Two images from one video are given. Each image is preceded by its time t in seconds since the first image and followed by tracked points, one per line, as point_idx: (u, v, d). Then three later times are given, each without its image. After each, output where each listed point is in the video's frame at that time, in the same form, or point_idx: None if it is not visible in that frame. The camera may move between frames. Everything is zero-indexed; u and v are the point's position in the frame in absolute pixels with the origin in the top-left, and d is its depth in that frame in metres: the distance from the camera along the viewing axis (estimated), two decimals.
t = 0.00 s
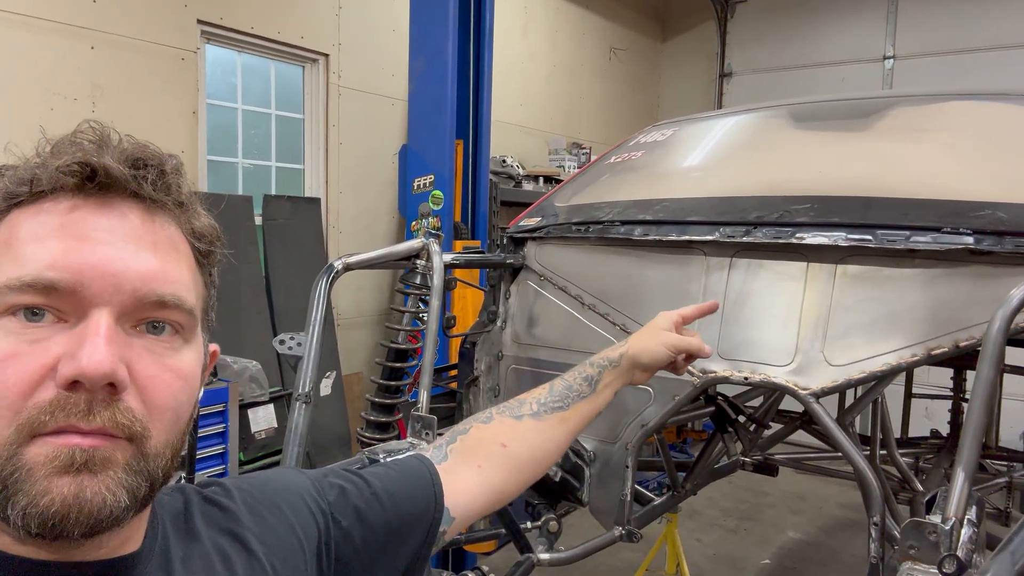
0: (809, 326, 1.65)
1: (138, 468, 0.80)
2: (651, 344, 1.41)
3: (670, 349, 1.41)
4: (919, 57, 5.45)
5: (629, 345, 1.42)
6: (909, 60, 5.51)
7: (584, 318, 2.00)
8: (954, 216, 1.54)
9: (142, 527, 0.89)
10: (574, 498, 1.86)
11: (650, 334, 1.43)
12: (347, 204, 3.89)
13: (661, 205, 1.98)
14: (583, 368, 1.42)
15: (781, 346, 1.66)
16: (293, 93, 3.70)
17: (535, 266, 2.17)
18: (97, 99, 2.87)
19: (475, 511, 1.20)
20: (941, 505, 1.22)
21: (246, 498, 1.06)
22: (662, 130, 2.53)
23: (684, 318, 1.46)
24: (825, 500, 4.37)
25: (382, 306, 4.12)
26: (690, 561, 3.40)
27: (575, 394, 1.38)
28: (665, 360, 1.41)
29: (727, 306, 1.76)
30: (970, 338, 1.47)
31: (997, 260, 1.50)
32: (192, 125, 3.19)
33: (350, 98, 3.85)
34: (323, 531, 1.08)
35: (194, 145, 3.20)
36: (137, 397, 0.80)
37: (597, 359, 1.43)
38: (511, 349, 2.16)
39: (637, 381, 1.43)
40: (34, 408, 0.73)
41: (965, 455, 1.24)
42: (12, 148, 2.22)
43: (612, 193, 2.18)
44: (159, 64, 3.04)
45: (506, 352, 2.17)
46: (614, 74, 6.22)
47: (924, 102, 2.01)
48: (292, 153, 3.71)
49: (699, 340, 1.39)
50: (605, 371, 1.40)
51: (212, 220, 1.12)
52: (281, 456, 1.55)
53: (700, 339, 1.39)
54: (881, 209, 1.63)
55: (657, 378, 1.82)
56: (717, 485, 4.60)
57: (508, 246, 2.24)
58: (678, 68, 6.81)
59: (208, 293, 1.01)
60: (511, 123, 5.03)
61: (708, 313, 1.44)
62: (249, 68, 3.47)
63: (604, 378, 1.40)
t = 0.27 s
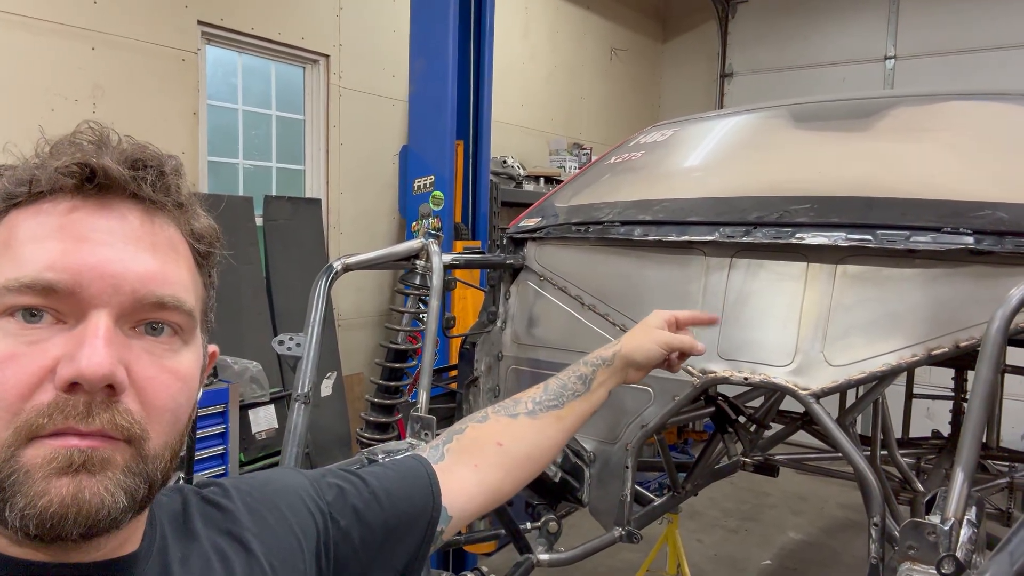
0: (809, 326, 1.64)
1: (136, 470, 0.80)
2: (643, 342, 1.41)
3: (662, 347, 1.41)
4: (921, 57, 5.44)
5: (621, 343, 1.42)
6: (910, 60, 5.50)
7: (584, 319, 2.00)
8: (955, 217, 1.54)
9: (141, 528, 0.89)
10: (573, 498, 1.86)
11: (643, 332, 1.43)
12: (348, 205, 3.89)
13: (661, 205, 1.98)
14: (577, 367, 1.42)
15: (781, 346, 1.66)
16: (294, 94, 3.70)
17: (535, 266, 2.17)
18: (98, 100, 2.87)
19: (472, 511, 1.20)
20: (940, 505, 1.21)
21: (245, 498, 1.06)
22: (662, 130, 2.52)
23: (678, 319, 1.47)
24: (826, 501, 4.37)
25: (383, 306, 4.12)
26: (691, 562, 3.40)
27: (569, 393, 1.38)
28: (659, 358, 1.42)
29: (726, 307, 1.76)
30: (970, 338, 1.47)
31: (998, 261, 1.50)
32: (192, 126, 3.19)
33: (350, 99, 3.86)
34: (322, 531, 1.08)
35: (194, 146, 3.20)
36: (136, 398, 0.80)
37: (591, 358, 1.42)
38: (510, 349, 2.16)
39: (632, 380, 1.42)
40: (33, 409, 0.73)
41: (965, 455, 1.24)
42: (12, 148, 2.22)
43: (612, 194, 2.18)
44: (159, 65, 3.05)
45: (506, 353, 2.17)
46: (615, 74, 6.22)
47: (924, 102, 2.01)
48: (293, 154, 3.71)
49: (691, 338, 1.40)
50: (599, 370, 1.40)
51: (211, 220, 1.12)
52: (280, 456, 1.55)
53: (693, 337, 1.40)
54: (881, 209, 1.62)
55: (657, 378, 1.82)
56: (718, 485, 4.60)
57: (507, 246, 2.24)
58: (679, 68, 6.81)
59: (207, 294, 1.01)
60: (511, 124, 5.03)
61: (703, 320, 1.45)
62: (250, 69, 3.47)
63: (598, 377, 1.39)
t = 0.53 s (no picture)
0: (806, 327, 1.65)
1: (132, 468, 0.80)
2: (638, 343, 1.42)
3: (658, 348, 1.42)
4: (918, 60, 5.47)
5: (618, 344, 1.43)
6: (908, 63, 5.52)
7: (582, 321, 2.00)
8: (951, 218, 1.55)
9: (139, 528, 0.89)
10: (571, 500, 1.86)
11: (639, 333, 1.44)
12: (346, 207, 3.89)
13: (659, 207, 1.98)
14: (574, 368, 1.42)
15: (778, 348, 1.66)
16: (292, 97, 3.71)
17: (533, 268, 2.18)
18: (96, 102, 2.87)
19: (469, 512, 1.20)
20: (936, 505, 1.22)
21: (242, 499, 1.06)
22: (659, 132, 2.53)
23: (674, 320, 1.47)
24: (824, 503, 4.37)
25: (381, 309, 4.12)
26: (689, 564, 3.40)
27: (565, 394, 1.38)
28: (655, 359, 1.42)
29: (724, 309, 1.76)
30: (967, 339, 1.47)
31: (994, 262, 1.50)
32: (190, 128, 3.19)
33: (349, 101, 3.86)
34: (319, 532, 1.08)
35: (193, 148, 3.20)
36: (133, 396, 0.80)
37: (587, 359, 1.43)
38: (509, 351, 2.17)
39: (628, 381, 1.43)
40: (29, 406, 0.73)
41: (961, 455, 1.24)
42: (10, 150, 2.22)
43: (610, 196, 2.18)
44: (158, 67, 3.05)
45: (504, 354, 2.18)
46: (614, 77, 6.24)
47: (921, 104, 2.01)
48: (291, 156, 3.71)
49: (688, 338, 1.39)
50: (595, 371, 1.41)
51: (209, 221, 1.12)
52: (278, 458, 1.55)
53: (690, 337, 1.39)
54: (877, 211, 1.63)
55: (655, 381, 1.83)
56: (717, 488, 4.60)
57: (505, 248, 2.25)
58: (677, 72, 6.83)
59: (205, 293, 1.01)
60: (510, 127, 5.04)
61: (701, 323, 1.45)
62: (249, 71, 3.47)
63: (594, 378, 1.40)
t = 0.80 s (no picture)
0: (808, 329, 1.64)
1: (135, 475, 0.80)
2: (646, 357, 1.37)
3: (663, 363, 1.37)
4: (921, 61, 5.46)
5: (626, 353, 1.41)
6: (910, 64, 5.51)
7: (584, 323, 2.00)
8: (953, 220, 1.54)
9: (140, 532, 0.89)
10: (573, 501, 1.87)
11: (646, 344, 1.41)
12: (348, 209, 3.90)
13: (661, 209, 1.98)
14: (577, 376, 1.42)
15: (780, 350, 1.66)
16: (295, 99, 3.71)
17: (535, 270, 2.18)
18: (99, 104, 2.88)
19: (470, 518, 1.20)
20: (939, 508, 1.21)
21: (241, 504, 1.06)
22: (661, 134, 2.53)
23: (686, 334, 1.43)
24: (827, 505, 4.36)
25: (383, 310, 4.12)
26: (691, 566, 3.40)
27: (568, 402, 1.39)
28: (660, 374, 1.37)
29: (726, 311, 1.76)
30: (970, 341, 1.47)
31: (997, 263, 1.50)
32: (193, 130, 3.20)
33: (351, 103, 3.86)
34: (319, 537, 1.08)
35: (195, 150, 3.21)
36: (136, 402, 0.80)
37: (590, 366, 1.42)
38: (511, 353, 2.17)
39: (628, 390, 1.41)
40: (31, 413, 0.73)
41: (964, 458, 1.24)
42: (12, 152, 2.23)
43: (612, 197, 2.18)
44: (161, 69, 3.06)
45: (506, 356, 2.18)
46: (616, 78, 6.24)
47: (923, 105, 2.01)
48: (294, 157, 3.71)
49: (699, 358, 1.34)
50: (598, 379, 1.40)
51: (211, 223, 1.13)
52: (279, 461, 1.55)
53: (699, 357, 1.34)
54: (879, 213, 1.63)
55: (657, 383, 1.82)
56: (719, 489, 4.59)
57: (507, 250, 2.25)
58: (679, 73, 6.83)
59: (207, 297, 1.01)
60: (512, 128, 5.04)
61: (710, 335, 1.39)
62: (251, 73, 3.48)
63: (597, 386, 1.39)
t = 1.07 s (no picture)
0: (811, 331, 1.63)
1: (137, 476, 0.80)
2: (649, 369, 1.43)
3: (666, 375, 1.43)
4: (923, 63, 5.45)
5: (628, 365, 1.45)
6: (913, 66, 5.51)
7: (586, 325, 2.00)
8: (956, 221, 1.54)
9: (140, 533, 0.89)
10: (575, 504, 1.88)
11: (651, 358, 1.46)
12: (350, 211, 3.90)
13: (663, 210, 1.98)
14: (586, 383, 1.43)
15: (783, 352, 1.65)
16: (297, 101, 3.72)
17: (537, 272, 2.17)
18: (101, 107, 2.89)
19: (473, 514, 1.20)
20: (942, 510, 1.21)
21: (240, 504, 1.06)
22: (663, 136, 2.53)
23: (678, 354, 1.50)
24: (830, 507, 4.35)
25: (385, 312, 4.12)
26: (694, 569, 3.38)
27: (575, 407, 1.39)
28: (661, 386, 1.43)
29: (729, 313, 1.75)
30: (973, 343, 1.46)
31: (999, 265, 1.50)
32: (196, 132, 3.20)
33: (353, 105, 3.87)
34: (319, 538, 1.07)
35: (198, 152, 3.21)
36: (139, 402, 0.80)
37: (599, 375, 1.44)
38: (512, 354, 2.16)
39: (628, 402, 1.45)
40: (33, 413, 0.73)
41: (967, 459, 1.23)
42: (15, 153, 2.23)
43: (614, 199, 2.18)
44: (163, 71, 3.06)
45: (508, 358, 2.17)
46: (618, 81, 6.24)
47: (926, 107, 2.01)
48: (296, 160, 3.72)
49: (697, 372, 1.42)
50: (605, 388, 1.41)
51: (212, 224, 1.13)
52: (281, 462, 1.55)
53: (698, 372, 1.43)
54: (882, 214, 1.63)
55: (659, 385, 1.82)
56: (721, 492, 4.58)
57: (509, 252, 2.25)
58: (681, 75, 6.83)
59: (207, 297, 1.02)
60: (514, 131, 5.05)
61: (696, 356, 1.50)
62: (253, 76, 3.49)
63: (603, 396, 1.40)
